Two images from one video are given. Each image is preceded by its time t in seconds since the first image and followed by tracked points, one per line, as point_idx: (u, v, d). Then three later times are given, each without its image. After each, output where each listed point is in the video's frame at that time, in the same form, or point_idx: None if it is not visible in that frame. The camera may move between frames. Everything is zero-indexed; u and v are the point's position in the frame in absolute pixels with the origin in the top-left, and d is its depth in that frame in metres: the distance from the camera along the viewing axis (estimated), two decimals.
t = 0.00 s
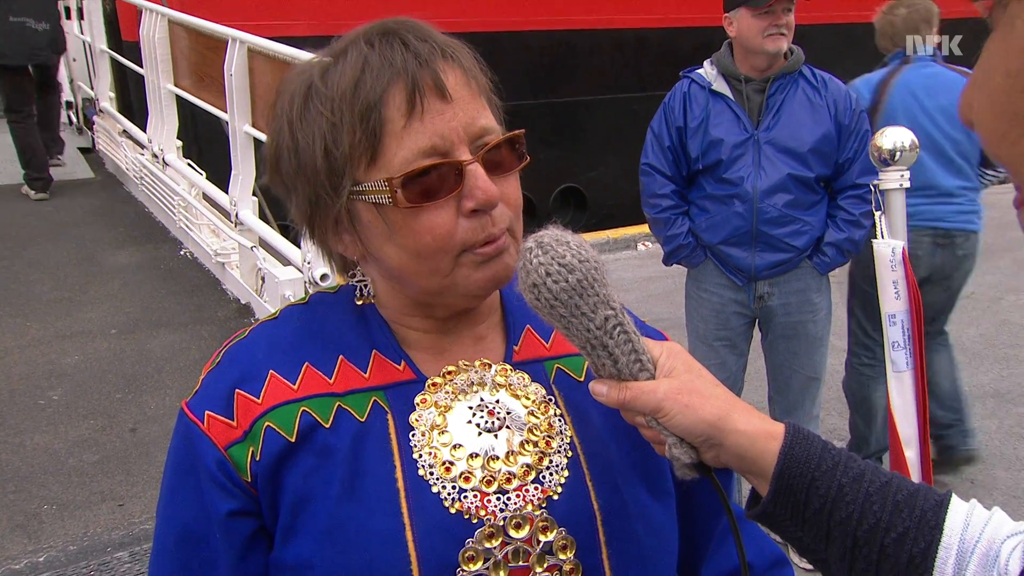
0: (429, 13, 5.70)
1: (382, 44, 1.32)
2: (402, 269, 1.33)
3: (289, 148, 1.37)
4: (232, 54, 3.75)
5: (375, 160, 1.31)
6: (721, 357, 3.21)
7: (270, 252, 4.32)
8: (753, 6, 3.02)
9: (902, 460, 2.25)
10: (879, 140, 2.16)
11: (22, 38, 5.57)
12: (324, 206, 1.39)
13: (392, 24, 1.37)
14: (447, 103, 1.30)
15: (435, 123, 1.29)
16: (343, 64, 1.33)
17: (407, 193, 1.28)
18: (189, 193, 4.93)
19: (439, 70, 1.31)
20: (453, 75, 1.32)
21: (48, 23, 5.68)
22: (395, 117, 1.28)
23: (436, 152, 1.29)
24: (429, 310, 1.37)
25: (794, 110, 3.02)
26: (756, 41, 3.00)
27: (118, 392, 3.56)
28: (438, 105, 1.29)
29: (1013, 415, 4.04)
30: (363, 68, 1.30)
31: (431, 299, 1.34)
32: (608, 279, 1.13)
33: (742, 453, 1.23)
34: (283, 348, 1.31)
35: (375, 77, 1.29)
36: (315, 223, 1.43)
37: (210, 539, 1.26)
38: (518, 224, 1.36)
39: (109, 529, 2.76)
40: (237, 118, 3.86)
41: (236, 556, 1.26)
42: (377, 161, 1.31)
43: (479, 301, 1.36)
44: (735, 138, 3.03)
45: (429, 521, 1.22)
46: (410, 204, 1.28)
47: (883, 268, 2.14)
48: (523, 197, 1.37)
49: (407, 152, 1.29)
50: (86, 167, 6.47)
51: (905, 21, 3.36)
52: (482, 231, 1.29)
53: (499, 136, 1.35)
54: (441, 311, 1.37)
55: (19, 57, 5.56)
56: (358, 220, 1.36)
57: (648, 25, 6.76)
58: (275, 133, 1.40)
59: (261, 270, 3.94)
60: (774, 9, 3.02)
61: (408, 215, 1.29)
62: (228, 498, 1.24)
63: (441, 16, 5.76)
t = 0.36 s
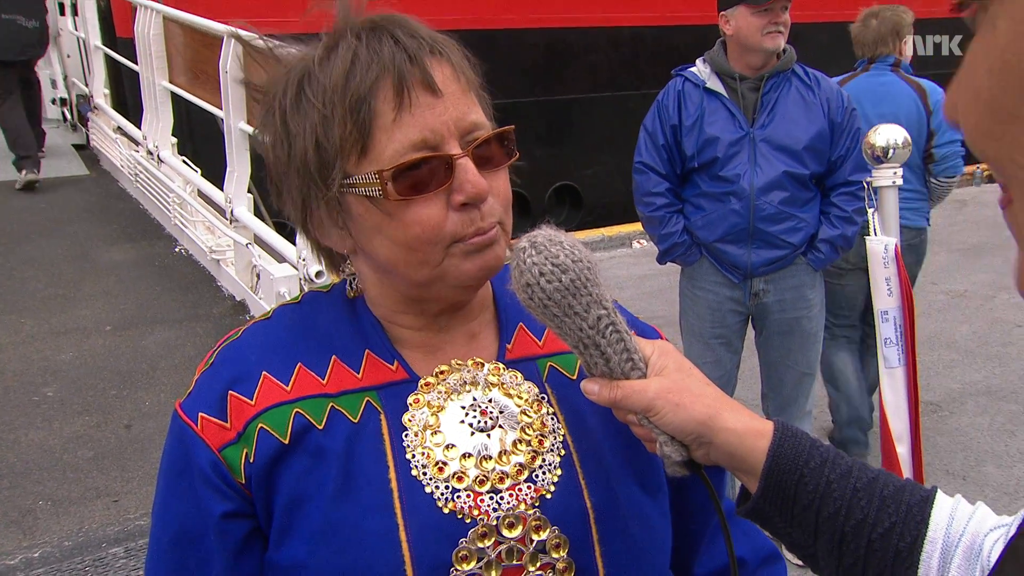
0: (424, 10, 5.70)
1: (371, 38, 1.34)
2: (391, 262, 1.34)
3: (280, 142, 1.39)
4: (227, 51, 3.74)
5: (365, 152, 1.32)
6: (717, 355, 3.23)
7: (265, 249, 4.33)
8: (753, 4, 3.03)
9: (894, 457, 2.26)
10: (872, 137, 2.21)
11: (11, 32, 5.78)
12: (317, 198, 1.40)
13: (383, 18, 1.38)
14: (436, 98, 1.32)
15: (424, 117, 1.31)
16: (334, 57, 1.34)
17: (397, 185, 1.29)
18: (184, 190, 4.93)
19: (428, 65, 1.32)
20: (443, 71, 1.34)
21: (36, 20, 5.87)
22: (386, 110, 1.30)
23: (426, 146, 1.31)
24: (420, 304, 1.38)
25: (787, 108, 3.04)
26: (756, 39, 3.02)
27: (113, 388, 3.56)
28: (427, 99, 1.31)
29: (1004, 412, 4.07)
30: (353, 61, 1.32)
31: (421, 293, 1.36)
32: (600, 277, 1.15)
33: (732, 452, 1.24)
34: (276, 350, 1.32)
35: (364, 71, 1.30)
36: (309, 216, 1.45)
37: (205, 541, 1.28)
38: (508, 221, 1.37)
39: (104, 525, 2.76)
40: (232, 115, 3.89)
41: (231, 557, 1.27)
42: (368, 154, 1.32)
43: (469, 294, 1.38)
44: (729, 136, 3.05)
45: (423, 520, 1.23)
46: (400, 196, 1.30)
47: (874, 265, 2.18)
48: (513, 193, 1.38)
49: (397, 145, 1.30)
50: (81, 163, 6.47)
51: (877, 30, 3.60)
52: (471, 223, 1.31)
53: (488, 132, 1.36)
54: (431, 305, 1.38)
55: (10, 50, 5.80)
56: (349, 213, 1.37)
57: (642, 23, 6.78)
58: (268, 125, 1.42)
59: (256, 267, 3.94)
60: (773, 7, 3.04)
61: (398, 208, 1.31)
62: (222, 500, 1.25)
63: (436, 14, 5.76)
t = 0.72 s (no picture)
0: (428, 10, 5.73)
1: (375, 41, 1.35)
2: (389, 261, 1.36)
3: (283, 141, 1.41)
4: (225, 54, 3.75)
5: (365, 153, 1.33)
6: (717, 357, 3.22)
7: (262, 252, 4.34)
8: (759, 7, 3.06)
9: (891, 456, 2.28)
10: (869, 139, 2.21)
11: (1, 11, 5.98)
12: (318, 197, 1.42)
13: (386, 21, 1.40)
14: (437, 101, 1.33)
15: (424, 120, 1.32)
16: (338, 59, 1.35)
17: (396, 185, 1.31)
18: (181, 193, 4.94)
19: (431, 68, 1.34)
20: (445, 74, 1.35)
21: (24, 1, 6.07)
22: (387, 111, 1.31)
23: (425, 148, 1.32)
24: (417, 305, 1.40)
25: (785, 111, 3.08)
26: (762, 41, 3.05)
27: (110, 390, 3.57)
28: (428, 101, 1.33)
29: (999, 413, 4.09)
30: (357, 62, 1.33)
31: (418, 293, 1.37)
32: (598, 276, 1.17)
33: (727, 448, 1.26)
34: (274, 353, 1.33)
35: (369, 72, 1.32)
36: (309, 215, 1.47)
37: (206, 543, 1.29)
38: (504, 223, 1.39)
39: (102, 527, 2.77)
40: (229, 117, 3.88)
41: (232, 559, 1.28)
42: (368, 154, 1.33)
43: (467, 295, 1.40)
44: (729, 138, 3.06)
45: (421, 519, 1.24)
46: (398, 196, 1.31)
47: (872, 266, 2.18)
48: (507, 195, 1.40)
49: (397, 145, 1.32)
50: (78, 166, 6.47)
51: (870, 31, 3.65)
52: (468, 224, 1.33)
53: (487, 136, 1.38)
54: (429, 306, 1.40)
55: None
56: (348, 213, 1.39)
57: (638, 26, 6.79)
58: (270, 124, 1.44)
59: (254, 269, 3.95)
60: (777, 11, 3.09)
61: (396, 207, 1.32)
62: (222, 502, 1.27)
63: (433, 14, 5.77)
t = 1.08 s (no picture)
0: (424, 12, 5.75)
1: (369, 37, 1.37)
2: (387, 252, 1.37)
3: (285, 139, 1.42)
4: (229, 55, 3.77)
5: (361, 144, 1.34)
6: (724, 360, 3.22)
7: (266, 253, 4.35)
8: (768, 11, 3.05)
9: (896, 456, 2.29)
10: (877, 142, 2.22)
11: None
12: (320, 193, 1.43)
13: (381, 20, 1.42)
14: (428, 92, 1.34)
15: (416, 109, 1.33)
16: (334, 57, 1.38)
17: (389, 174, 1.32)
18: (185, 194, 4.95)
19: (422, 61, 1.35)
20: (435, 66, 1.37)
21: None
22: (379, 103, 1.33)
23: (417, 137, 1.33)
24: (420, 300, 1.41)
25: (789, 112, 3.09)
26: (770, 47, 3.06)
27: (113, 390, 3.58)
28: (419, 92, 1.34)
29: (1002, 418, 4.09)
30: (351, 59, 1.35)
31: (419, 283, 1.38)
32: (605, 272, 1.17)
33: (733, 445, 1.27)
34: (283, 351, 1.34)
35: (362, 66, 1.34)
36: (313, 212, 1.48)
37: (215, 540, 1.29)
38: (501, 214, 1.39)
39: (104, 527, 2.78)
40: (232, 119, 3.89)
41: (240, 556, 1.29)
42: (363, 145, 1.34)
43: (467, 288, 1.40)
44: (737, 141, 3.06)
45: (428, 517, 1.25)
46: (392, 184, 1.32)
47: (879, 268, 2.19)
48: (508, 186, 1.40)
49: (390, 135, 1.33)
50: (82, 166, 6.48)
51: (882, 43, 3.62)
52: (462, 211, 1.33)
53: (483, 126, 1.38)
54: (433, 301, 1.40)
55: None
56: (347, 205, 1.40)
57: (640, 29, 6.80)
58: (273, 124, 1.46)
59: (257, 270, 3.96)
60: (784, 15, 3.09)
61: (390, 196, 1.33)
62: (232, 498, 1.28)
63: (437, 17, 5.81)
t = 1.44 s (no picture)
0: (424, 15, 5.77)
1: (369, 41, 1.39)
2: (382, 253, 1.38)
3: (286, 141, 1.44)
4: (229, 56, 3.78)
5: (357, 147, 1.36)
6: (728, 363, 3.24)
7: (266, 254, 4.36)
8: (773, 14, 3.05)
9: (893, 455, 2.29)
10: (873, 144, 2.23)
11: None
12: (319, 194, 1.44)
13: (382, 25, 1.43)
14: (425, 95, 1.35)
15: (412, 112, 1.34)
16: (334, 60, 1.39)
17: (383, 176, 1.32)
18: (185, 195, 4.96)
19: (419, 65, 1.36)
20: (433, 70, 1.38)
21: None
22: (376, 106, 1.34)
23: (412, 140, 1.34)
24: (417, 300, 1.42)
25: (790, 115, 3.11)
26: (774, 49, 3.06)
27: (113, 391, 3.59)
28: (415, 96, 1.35)
29: (1001, 420, 4.10)
30: (350, 62, 1.37)
31: (413, 283, 1.38)
32: (597, 271, 1.18)
33: (725, 441, 1.29)
34: (285, 345, 1.34)
35: (359, 70, 1.35)
36: (313, 211, 1.49)
37: (216, 530, 1.30)
38: (496, 216, 1.40)
39: (104, 527, 2.78)
40: (233, 120, 3.91)
41: (241, 546, 1.29)
42: (359, 148, 1.35)
43: (461, 289, 1.40)
44: (739, 145, 3.07)
45: (427, 508, 1.26)
46: (386, 186, 1.32)
47: (875, 268, 2.20)
48: (504, 188, 1.41)
49: (385, 138, 1.34)
50: (83, 168, 6.49)
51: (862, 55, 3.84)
52: (455, 214, 1.34)
53: (480, 129, 1.39)
54: (430, 301, 1.41)
55: None
56: (344, 207, 1.41)
57: (641, 31, 6.81)
58: (275, 126, 1.47)
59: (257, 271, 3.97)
60: (789, 20, 3.09)
61: (384, 197, 1.34)
62: (233, 489, 1.28)
63: (437, 20, 5.85)
